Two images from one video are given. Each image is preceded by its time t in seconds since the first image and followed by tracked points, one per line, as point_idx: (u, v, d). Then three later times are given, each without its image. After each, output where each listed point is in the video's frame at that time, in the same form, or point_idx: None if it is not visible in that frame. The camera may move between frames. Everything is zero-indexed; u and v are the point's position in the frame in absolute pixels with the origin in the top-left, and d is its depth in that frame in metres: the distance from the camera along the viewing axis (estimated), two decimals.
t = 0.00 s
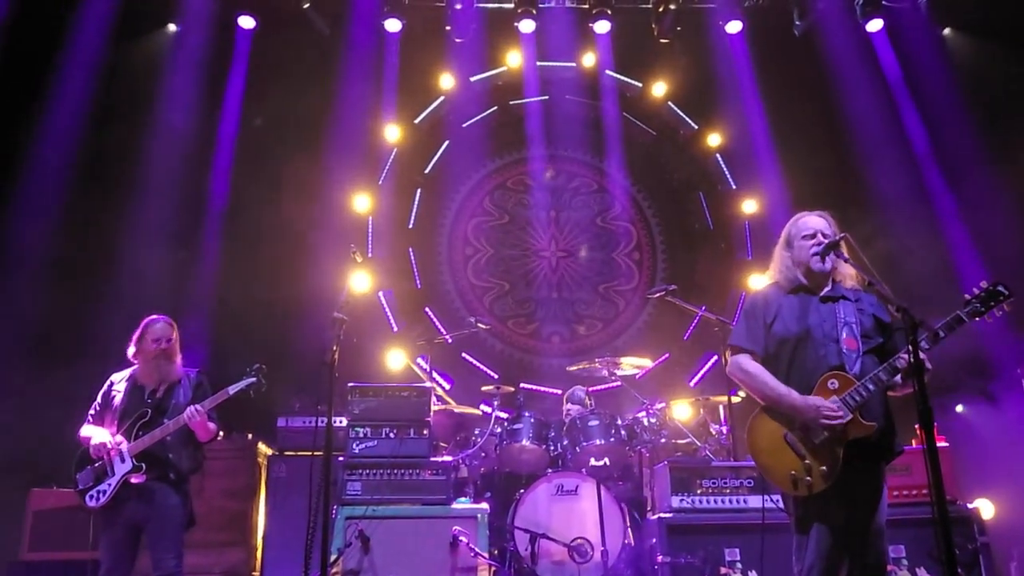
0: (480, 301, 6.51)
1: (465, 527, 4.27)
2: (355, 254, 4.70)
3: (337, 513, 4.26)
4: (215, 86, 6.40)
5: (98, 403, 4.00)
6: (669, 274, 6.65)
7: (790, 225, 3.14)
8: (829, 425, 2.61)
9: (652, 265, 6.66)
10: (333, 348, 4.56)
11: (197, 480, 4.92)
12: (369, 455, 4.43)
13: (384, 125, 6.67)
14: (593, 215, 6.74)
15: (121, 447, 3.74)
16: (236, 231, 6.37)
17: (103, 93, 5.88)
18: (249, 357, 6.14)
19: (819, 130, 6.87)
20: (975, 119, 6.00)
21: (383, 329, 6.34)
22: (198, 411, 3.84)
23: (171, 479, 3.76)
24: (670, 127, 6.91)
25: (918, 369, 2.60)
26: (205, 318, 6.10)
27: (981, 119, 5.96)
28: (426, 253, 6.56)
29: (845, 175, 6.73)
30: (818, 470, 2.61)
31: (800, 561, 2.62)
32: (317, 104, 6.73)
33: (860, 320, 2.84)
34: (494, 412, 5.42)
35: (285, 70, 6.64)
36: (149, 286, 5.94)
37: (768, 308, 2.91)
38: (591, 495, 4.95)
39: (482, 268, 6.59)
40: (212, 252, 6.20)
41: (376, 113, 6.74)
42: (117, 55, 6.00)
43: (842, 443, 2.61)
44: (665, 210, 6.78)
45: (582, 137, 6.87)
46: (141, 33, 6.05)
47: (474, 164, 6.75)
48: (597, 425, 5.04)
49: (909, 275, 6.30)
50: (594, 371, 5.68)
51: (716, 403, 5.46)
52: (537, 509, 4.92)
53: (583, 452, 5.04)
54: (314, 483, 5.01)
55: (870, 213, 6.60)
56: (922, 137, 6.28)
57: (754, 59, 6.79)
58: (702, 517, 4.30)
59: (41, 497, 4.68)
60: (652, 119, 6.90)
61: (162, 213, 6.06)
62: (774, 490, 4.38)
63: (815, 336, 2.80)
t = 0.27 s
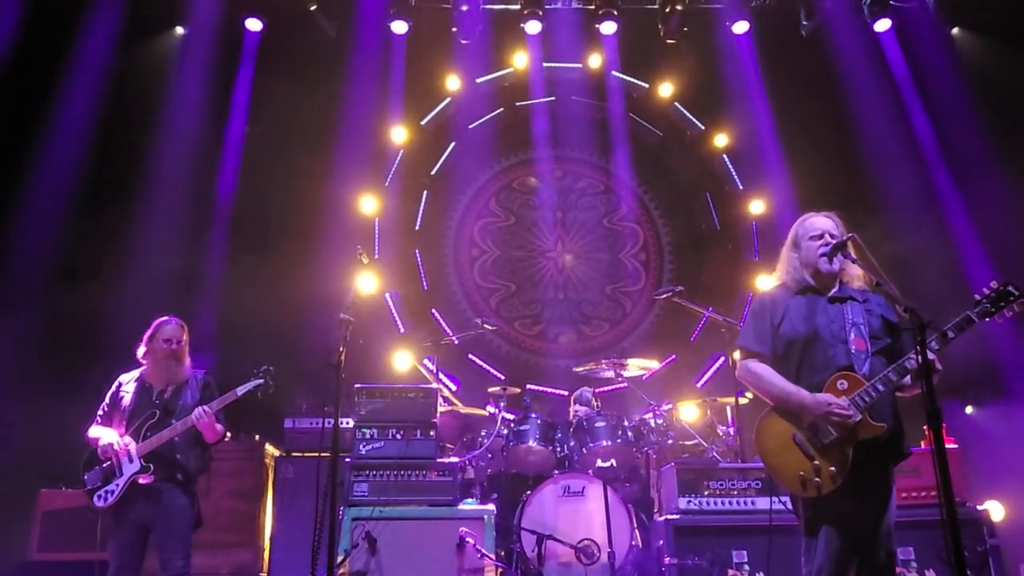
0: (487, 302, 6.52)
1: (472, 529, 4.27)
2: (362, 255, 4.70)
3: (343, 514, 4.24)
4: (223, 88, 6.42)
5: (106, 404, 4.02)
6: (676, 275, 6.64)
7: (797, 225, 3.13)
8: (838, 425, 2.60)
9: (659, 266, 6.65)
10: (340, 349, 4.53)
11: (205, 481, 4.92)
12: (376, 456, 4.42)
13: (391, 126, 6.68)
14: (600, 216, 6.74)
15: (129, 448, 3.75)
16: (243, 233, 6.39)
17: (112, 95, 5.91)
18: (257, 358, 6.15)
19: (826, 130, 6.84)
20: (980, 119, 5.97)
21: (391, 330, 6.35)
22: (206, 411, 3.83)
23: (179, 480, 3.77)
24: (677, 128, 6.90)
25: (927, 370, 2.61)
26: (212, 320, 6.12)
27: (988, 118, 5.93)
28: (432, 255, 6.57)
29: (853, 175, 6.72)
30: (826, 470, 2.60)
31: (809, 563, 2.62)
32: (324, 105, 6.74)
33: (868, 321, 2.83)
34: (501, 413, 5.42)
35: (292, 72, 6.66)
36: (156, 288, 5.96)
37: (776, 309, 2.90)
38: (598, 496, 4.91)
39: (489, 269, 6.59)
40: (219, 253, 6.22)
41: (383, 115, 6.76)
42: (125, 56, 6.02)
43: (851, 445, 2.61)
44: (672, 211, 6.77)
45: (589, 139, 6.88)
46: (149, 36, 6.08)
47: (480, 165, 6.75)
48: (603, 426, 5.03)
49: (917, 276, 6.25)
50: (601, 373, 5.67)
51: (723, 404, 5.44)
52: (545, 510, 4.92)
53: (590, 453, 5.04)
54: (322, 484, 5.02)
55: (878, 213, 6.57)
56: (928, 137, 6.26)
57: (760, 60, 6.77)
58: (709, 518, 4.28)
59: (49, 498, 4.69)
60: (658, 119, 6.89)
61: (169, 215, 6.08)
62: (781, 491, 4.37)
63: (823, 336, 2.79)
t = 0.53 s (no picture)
0: (491, 303, 6.52)
1: (476, 529, 4.27)
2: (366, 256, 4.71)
3: (348, 515, 4.26)
4: (227, 89, 6.43)
5: (110, 404, 4.03)
6: (680, 276, 6.63)
7: (801, 225, 3.13)
8: (843, 425, 2.60)
9: (663, 266, 6.64)
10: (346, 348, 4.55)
11: (209, 481, 4.93)
12: (380, 457, 4.43)
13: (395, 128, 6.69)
14: (604, 216, 6.74)
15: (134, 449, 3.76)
16: (247, 234, 6.40)
17: (116, 97, 5.92)
18: (261, 359, 6.16)
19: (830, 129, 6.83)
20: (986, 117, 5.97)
21: (395, 331, 6.36)
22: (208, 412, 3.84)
23: (183, 480, 3.78)
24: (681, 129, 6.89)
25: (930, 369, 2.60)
26: (217, 320, 6.14)
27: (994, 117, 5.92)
28: (436, 255, 6.57)
29: (857, 175, 6.70)
30: (831, 470, 2.60)
31: (813, 562, 2.62)
32: (328, 107, 6.76)
33: (872, 321, 2.83)
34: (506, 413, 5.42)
35: (296, 73, 6.67)
36: (161, 289, 5.97)
37: (780, 309, 2.90)
38: (602, 496, 4.93)
39: (493, 270, 6.60)
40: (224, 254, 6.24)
41: (387, 116, 6.77)
42: (129, 57, 6.04)
43: (856, 445, 2.60)
44: (676, 211, 6.76)
45: (592, 139, 6.87)
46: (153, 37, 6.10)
47: (484, 166, 6.75)
48: (608, 426, 5.03)
49: (922, 275, 6.22)
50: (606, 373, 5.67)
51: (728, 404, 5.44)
52: (549, 510, 4.91)
53: (594, 453, 5.03)
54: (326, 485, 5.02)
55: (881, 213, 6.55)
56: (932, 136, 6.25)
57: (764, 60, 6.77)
58: (714, 518, 4.28)
59: (54, 499, 4.69)
60: (662, 120, 6.89)
61: (174, 217, 6.09)
62: (785, 491, 4.36)
63: (827, 337, 2.78)
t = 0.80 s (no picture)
0: (494, 303, 6.52)
1: (479, 529, 4.26)
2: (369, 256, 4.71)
3: (351, 515, 4.26)
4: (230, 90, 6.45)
5: (113, 404, 4.03)
6: (683, 276, 6.62)
7: (804, 225, 3.12)
8: (847, 426, 2.59)
9: (666, 266, 6.64)
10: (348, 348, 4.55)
11: (213, 481, 4.93)
12: (383, 457, 4.43)
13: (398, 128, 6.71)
14: (607, 216, 6.73)
15: (137, 448, 3.78)
16: (251, 235, 6.43)
17: (120, 97, 5.93)
18: (265, 359, 6.17)
19: (834, 130, 6.84)
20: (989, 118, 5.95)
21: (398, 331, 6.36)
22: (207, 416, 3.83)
23: (186, 480, 3.78)
24: (685, 129, 6.89)
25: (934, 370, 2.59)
26: (220, 321, 6.17)
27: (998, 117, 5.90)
28: (439, 255, 6.57)
29: (860, 175, 6.70)
30: (835, 471, 2.59)
31: (817, 562, 2.63)
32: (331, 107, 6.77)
33: (878, 322, 2.82)
34: (509, 414, 5.41)
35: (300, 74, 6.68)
36: (165, 289, 5.99)
37: (784, 309, 2.89)
38: (605, 496, 4.92)
39: (497, 270, 6.60)
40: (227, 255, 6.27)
41: (390, 116, 6.78)
42: (133, 57, 6.05)
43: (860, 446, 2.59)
44: (680, 211, 6.76)
45: (595, 140, 6.87)
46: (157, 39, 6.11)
47: (487, 167, 6.75)
48: (611, 426, 5.01)
49: (925, 275, 6.22)
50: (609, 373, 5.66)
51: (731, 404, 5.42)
52: (552, 510, 4.92)
53: (597, 453, 5.01)
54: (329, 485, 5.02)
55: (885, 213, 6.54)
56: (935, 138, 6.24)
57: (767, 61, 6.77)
58: (716, 519, 4.28)
59: (58, 499, 4.70)
60: (665, 120, 6.89)
61: (177, 217, 6.10)
62: (789, 491, 4.35)
63: (831, 337, 2.78)
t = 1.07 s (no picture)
0: (497, 303, 6.53)
1: (482, 529, 4.26)
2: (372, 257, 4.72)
3: (354, 515, 4.27)
4: (233, 90, 6.45)
5: (116, 403, 4.04)
6: (686, 277, 6.62)
7: (806, 225, 3.13)
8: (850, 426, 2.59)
9: (668, 267, 6.63)
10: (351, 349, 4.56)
11: (215, 481, 4.93)
12: (385, 457, 4.44)
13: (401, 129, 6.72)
14: (609, 217, 6.73)
15: (140, 448, 3.77)
16: (253, 235, 6.42)
17: (125, 97, 5.93)
18: (267, 359, 6.17)
19: (836, 131, 6.84)
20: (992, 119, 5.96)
21: (400, 331, 6.37)
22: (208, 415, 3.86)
23: (189, 480, 3.79)
24: (687, 130, 6.90)
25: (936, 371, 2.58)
26: (223, 321, 6.16)
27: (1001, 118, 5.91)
28: (442, 255, 6.58)
29: (863, 176, 6.69)
30: (837, 472, 2.60)
31: (820, 563, 2.64)
32: (334, 108, 6.79)
33: (881, 322, 2.82)
34: (511, 414, 5.41)
35: (303, 74, 6.69)
36: (167, 288, 5.99)
37: (787, 308, 2.89)
38: (607, 496, 4.92)
39: (499, 271, 6.60)
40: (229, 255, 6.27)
41: (393, 117, 6.79)
42: (136, 58, 6.06)
43: (863, 446, 2.59)
44: (682, 212, 6.76)
45: (597, 140, 6.88)
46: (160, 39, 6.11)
47: (490, 167, 6.76)
48: (613, 427, 5.01)
49: (927, 276, 6.22)
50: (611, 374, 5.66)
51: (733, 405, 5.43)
52: (554, 511, 4.92)
53: (599, 454, 5.02)
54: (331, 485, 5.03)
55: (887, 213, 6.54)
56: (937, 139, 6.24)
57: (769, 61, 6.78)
58: (719, 519, 4.28)
59: (60, 499, 4.70)
60: (668, 121, 6.90)
61: (180, 217, 6.11)
62: (791, 492, 4.35)
63: (835, 337, 2.78)
